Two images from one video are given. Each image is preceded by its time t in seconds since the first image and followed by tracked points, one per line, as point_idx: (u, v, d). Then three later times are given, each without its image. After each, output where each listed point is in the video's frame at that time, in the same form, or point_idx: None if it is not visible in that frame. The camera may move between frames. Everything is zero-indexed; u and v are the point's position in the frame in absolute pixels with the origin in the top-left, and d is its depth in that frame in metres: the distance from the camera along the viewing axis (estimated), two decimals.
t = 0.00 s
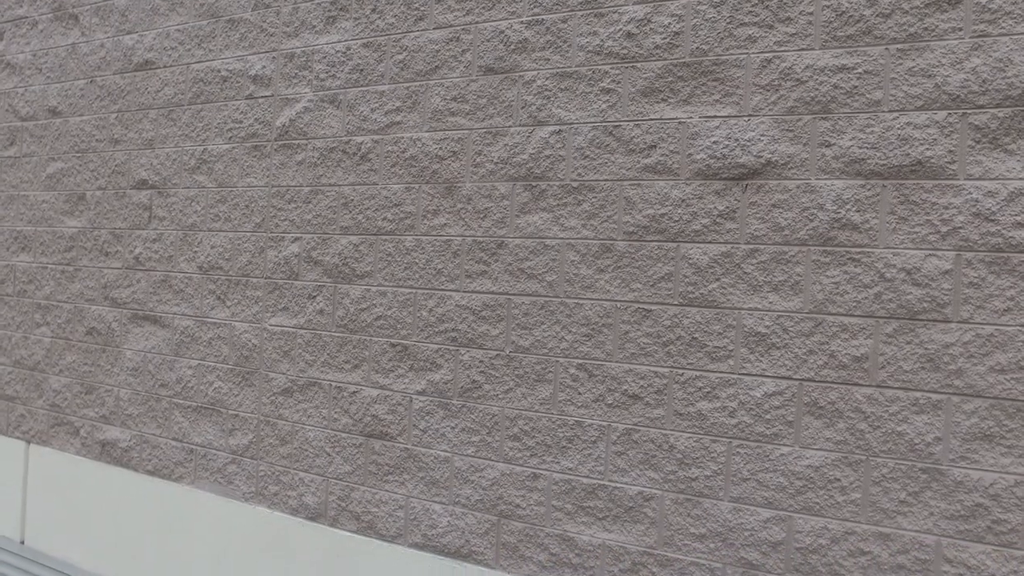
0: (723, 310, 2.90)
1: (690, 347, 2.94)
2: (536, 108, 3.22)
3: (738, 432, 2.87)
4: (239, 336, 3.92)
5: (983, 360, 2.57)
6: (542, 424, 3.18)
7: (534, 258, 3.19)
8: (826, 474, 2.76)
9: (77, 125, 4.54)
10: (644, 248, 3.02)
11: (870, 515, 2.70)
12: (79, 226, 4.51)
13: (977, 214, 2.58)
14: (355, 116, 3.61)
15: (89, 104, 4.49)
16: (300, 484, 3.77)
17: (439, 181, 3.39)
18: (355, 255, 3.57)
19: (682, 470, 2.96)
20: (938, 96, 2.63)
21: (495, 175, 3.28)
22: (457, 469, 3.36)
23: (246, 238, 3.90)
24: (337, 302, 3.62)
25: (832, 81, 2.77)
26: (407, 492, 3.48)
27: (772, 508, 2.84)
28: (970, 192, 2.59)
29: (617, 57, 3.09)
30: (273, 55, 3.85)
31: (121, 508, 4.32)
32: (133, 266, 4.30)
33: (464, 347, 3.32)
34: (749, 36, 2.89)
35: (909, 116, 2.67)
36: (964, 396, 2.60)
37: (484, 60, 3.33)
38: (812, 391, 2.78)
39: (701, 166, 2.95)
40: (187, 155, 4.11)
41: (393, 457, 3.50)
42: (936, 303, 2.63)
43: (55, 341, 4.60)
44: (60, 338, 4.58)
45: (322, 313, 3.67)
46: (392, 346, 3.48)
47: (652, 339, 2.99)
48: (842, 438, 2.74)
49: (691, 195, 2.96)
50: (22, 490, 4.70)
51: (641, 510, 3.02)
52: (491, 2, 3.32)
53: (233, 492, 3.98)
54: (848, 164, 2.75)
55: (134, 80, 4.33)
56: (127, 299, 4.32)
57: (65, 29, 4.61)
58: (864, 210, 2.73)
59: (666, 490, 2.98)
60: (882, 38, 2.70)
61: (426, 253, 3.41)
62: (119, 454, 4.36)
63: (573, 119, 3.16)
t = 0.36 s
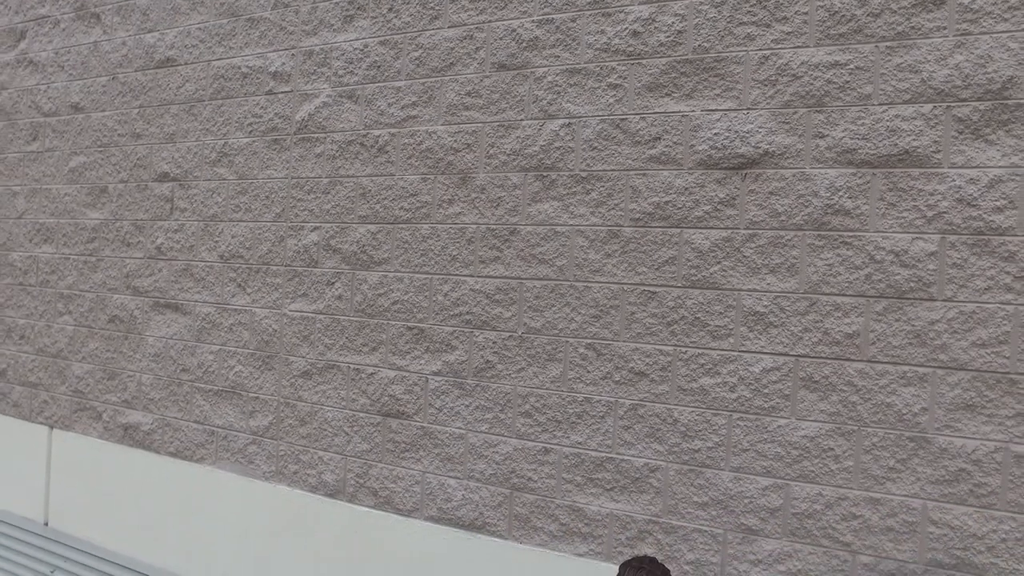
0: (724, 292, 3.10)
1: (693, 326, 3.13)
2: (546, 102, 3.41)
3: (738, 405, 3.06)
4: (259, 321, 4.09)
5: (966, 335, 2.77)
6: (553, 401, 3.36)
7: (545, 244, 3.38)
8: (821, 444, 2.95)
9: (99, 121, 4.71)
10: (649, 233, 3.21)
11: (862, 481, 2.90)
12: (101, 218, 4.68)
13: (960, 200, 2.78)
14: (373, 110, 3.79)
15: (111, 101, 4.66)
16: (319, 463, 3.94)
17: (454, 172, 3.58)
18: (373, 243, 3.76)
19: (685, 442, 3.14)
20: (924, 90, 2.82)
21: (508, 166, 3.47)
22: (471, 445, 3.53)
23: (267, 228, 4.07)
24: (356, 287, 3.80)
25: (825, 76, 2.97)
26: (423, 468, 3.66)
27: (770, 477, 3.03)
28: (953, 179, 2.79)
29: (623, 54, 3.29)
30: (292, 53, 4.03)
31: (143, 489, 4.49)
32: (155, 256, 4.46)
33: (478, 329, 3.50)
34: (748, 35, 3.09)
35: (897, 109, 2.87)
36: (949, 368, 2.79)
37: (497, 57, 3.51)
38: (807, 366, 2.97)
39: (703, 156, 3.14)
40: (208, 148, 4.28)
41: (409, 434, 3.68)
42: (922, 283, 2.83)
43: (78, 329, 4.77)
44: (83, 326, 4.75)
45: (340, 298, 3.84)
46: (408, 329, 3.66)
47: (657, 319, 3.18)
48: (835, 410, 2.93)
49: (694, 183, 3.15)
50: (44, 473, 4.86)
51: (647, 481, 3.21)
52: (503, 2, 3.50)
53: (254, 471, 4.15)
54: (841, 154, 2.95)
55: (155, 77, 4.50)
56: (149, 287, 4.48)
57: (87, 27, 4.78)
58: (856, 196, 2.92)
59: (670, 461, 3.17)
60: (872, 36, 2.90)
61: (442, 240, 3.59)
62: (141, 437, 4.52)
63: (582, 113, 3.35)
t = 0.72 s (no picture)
0: (732, 267, 3.24)
1: (702, 301, 3.27)
2: (560, 88, 3.56)
3: (746, 375, 3.20)
4: (278, 302, 4.21)
5: (963, 305, 2.91)
6: (567, 374, 3.49)
7: (559, 223, 3.52)
8: (826, 411, 3.09)
9: (120, 110, 4.84)
10: (660, 212, 3.36)
11: (865, 446, 3.04)
12: (121, 205, 4.81)
13: (957, 177, 2.93)
14: (391, 97, 3.93)
15: (132, 91, 4.79)
16: (337, 439, 4.06)
17: (471, 155, 3.72)
18: (391, 225, 3.89)
19: (695, 412, 3.28)
20: (923, 74, 2.98)
21: (523, 149, 3.61)
22: (487, 419, 3.66)
23: (287, 212, 4.20)
24: (374, 268, 3.93)
25: (829, 61, 3.12)
26: (440, 442, 3.78)
27: (777, 443, 3.16)
28: (951, 158, 2.94)
29: (634, 41, 3.43)
30: (311, 42, 4.16)
31: (164, 468, 4.61)
32: (175, 241, 4.59)
33: (494, 306, 3.63)
34: (755, 22, 3.24)
35: (897, 92, 3.02)
36: (947, 337, 2.94)
37: (512, 45, 3.65)
38: (812, 337, 3.12)
39: (712, 138, 3.29)
40: (228, 135, 4.41)
41: (426, 409, 3.80)
42: (921, 256, 2.98)
43: (98, 314, 4.89)
44: (103, 310, 4.87)
45: (359, 279, 3.97)
46: (426, 307, 3.79)
47: (668, 295, 3.32)
48: (839, 378, 3.08)
49: (703, 164, 3.30)
50: (65, 454, 4.98)
51: (658, 450, 3.34)
52: None
53: (273, 448, 4.27)
54: (844, 135, 3.09)
55: (176, 67, 4.63)
56: (169, 271, 4.60)
57: (108, 19, 4.91)
58: (858, 175, 3.07)
59: (681, 430, 3.30)
60: (873, 23, 3.05)
61: (459, 221, 3.73)
62: (160, 417, 4.64)
63: (595, 98, 3.49)
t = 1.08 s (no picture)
0: (742, 232, 3.31)
1: (713, 266, 3.34)
2: (573, 61, 3.62)
3: (757, 338, 3.27)
4: (291, 277, 4.26)
5: (969, 266, 2.98)
6: (580, 341, 3.55)
7: (572, 192, 3.59)
8: (835, 371, 3.16)
9: (132, 90, 4.89)
10: (671, 180, 3.43)
11: (873, 405, 3.10)
12: (133, 184, 4.85)
13: (963, 141, 3.00)
14: (404, 73, 3.99)
15: (144, 71, 4.84)
16: (350, 410, 4.09)
17: (484, 128, 3.79)
18: (405, 197, 3.95)
19: (707, 375, 3.34)
20: (929, 42, 3.05)
21: (536, 121, 3.68)
22: (500, 386, 3.71)
23: (300, 187, 4.26)
24: (387, 241, 3.98)
25: (837, 30, 3.19)
26: (454, 410, 3.83)
27: (787, 404, 3.22)
28: (957, 122, 3.01)
29: (646, 14, 3.50)
30: (325, 20, 4.22)
31: (176, 444, 4.65)
32: (187, 218, 4.64)
33: (507, 275, 3.69)
34: None
35: (903, 60, 3.09)
36: (954, 297, 3.01)
37: (525, 19, 3.72)
38: (822, 300, 3.19)
39: (722, 107, 3.36)
40: (241, 113, 4.47)
41: (440, 378, 3.85)
42: (928, 219, 3.05)
43: (110, 292, 4.94)
44: (115, 289, 4.91)
45: (372, 252, 4.03)
46: (439, 278, 3.84)
47: (680, 261, 3.39)
48: (848, 339, 3.14)
49: (713, 132, 3.37)
50: (77, 432, 5.02)
51: (670, 413, 3.40)
52: None
53: (285, 421, 4.31)
54: (852, 101, 3.16)
55: (188, 47, 4.68)
56: (181, 249, 4.65)
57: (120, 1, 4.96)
58: (866, 140, 3.14)
59: (693, 394, 3.36)
60: None
61: (472, 193, 3.79)
62: (172, 393, 4.67)
63: (607, 70, 3.56)
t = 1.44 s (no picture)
0: (753, 198, 3.32)
1: (724, 232, 3.35)
2: (583, 30, 3.63)
3: (769, 303, 3.27)
4: (299, 251, 4.25)
5: (981, 227, 2.98)
6: (590, 309, 3.54)
7: (582, 161, 3.59)
8: (847, 335, 3.16)
9: (138, 69, 4.88)
10: (682, 147, 3.43)
11: (886, 368, 3.10)
12: (140, 162, 4.85)
13: (974, 104, 3.00)
14: (413, 45, 3.99)
15: (151, 49, 4.84)
16: (359, 384, 4.06)
17: (494, 99, 3.79)
18: (414, 169, 3.95)
19: (718, 341, 3.34)
20: (940, 5, 3.05)
21: (546, 91, 3.68)
22: (510, 357, 3.69)
23: (308, 161, 4.25)
24: (397, 213, 3.98)
25: None
26: (463, 381, 3.80)
27: (800, 369, 3.22)
28: (968, 85, 3.01)
29: None
30: None
31: (182, 422, 4.62)
32: (194, 195, 4.63)
33: (517, 245, 3.69)
34: None
35: (915, 24, 3.09)
36: (966, 259, 3.01)
37: None
38: (833, 264, 3.19)
39: (732, 74, 3.36)
40: (249, 89, 4.47)
41: (448, 350, 3.83)
42: (940, 181, 3.05)
43: (116, 271, 4.92)
44: (121, 268, 4.90)
45: (381, 225, 4.02)
46: (449, 249, 3.84)
47: (691, 228, 3.40)
48: (860, 303, 3.15)
49: (724, 99, 3.37)
50: (82, 412, 5.00)
51: (681, 380, 3.39)
52: None
53: (292, 397, 4.27)
54: (863, 66, 3.16)
55: (195, 24, 4.68)
56: (188, 226, 4.64)
57: None
58: (877, 105, 3.14)
59: (704, 360, 3.35)
60: None
61: (482, 163, 3.79)
62: (178, 370, 4.65)
63: (617, 39, 3.56)
